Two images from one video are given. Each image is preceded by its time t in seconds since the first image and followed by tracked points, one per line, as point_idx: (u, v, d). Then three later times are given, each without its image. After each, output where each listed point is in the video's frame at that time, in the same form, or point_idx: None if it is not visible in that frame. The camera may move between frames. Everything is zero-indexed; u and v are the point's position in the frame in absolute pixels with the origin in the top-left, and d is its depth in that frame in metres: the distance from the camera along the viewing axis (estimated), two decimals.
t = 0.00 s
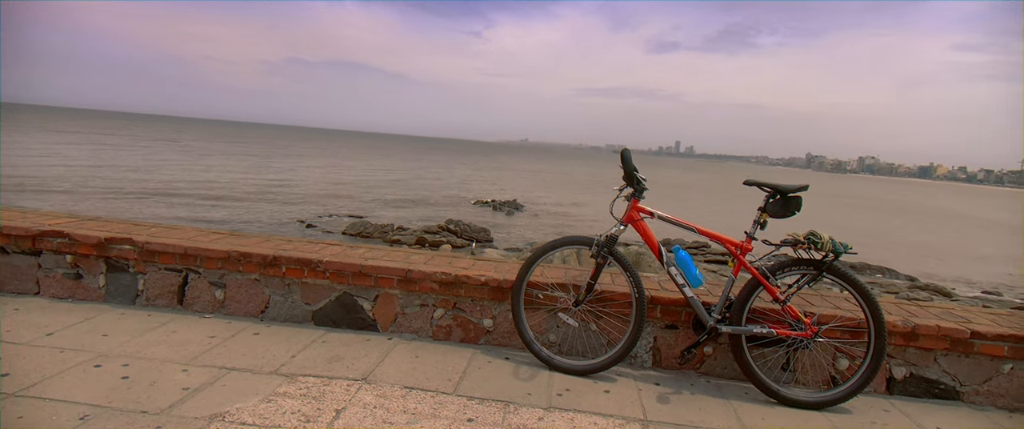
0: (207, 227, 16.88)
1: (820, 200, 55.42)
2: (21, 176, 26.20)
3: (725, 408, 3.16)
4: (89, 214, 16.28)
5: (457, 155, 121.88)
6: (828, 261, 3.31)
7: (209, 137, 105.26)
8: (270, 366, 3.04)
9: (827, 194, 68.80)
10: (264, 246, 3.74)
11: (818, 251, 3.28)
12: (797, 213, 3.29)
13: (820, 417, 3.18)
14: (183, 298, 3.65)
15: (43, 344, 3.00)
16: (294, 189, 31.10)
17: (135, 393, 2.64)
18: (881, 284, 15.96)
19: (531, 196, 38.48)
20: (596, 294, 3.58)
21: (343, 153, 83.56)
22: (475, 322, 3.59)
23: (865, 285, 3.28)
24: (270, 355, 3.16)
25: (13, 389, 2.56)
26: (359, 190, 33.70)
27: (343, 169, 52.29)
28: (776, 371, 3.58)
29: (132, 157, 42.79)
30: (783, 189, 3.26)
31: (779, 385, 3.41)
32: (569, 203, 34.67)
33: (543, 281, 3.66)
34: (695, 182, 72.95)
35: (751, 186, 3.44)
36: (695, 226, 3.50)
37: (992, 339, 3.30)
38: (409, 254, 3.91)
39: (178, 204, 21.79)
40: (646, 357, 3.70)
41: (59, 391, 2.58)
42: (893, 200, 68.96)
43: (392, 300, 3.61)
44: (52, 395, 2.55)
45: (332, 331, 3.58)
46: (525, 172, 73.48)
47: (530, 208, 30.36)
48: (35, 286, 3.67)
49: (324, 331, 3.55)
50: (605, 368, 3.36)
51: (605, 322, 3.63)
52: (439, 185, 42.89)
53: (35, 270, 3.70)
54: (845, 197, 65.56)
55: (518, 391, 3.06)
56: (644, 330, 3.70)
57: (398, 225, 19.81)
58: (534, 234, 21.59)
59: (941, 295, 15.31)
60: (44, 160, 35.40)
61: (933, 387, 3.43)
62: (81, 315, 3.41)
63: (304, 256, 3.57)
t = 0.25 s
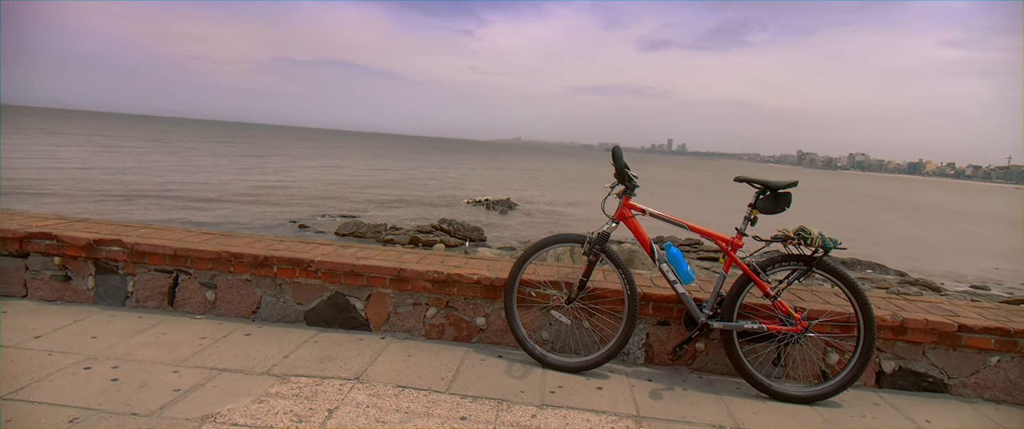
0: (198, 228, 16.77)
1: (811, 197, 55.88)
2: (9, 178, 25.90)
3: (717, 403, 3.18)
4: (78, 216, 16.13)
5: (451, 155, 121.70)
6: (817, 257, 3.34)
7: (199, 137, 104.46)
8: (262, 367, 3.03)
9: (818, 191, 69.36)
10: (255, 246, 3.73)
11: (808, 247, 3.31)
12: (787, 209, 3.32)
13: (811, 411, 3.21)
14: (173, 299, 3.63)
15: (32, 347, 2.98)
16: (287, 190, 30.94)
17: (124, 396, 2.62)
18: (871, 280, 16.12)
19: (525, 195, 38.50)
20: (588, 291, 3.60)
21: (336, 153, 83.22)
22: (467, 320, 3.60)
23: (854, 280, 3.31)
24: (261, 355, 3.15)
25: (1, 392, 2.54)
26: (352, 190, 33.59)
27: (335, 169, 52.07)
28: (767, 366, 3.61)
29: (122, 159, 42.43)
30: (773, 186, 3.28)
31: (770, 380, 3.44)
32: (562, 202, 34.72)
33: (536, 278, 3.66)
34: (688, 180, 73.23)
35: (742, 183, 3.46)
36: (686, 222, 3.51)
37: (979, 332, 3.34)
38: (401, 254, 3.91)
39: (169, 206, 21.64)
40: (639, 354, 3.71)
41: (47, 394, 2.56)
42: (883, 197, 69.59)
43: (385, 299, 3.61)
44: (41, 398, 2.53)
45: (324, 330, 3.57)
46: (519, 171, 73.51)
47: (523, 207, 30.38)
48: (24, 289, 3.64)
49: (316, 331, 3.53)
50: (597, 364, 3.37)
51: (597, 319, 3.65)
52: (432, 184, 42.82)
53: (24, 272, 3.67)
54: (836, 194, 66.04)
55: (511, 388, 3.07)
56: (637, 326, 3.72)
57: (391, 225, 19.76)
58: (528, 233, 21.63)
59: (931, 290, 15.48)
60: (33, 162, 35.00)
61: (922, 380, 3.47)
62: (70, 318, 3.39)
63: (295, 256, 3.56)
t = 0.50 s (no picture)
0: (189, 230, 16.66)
1: (802, 193, 56.27)
2: None
3: (710, 400, 3.19)
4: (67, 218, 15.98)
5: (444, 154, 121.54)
6: (809, 254, 3.36)
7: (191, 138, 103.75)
8: (255, 369, 3.01)
9: (810, 188, 69.84)
10: (247, 248, 3.71)
11: (800, 243, 3.33)
12: (779, 206, 3.33)
13: (803, 407, 3.23)
14: (164, 302, 3.61)
15: (21, 352, 2.95)
16: (279, 191, 30.81)
17: (115, 399, 2.60)
18: (862, 276, 16.24)
19: (518, 194, 38.52)
20: (582, 290, 3.60)
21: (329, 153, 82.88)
22: (462, 320, 3.59)
23: (846, 276, 3.33)
24: (254, 357, 3.13)
25: None
26: (346, 190, 33.48)
27: (328, 169, 51.86)
28: (760, 363, 3.62)
29: (112, 160, 42.07)
30: (765, 183, 3.30)
31: (763, 377, 3.46)
32: (556, 201, 34.78)
33: (529, 278, 3.67)
34: (681, 178, 73.48)
35: (734, 180, 3.48)
36: (679, 220, 3.53)
37: (968, 326, 3.38)
38: (395, 254, 3.90)
39: (160, 208, 21.49)
40: (633, 352, 3.72)
41: (37, 399, 2.54)
42: (874, 193, 70.16)
43: (379, 300, 3.60)
44: (30, 402, 2.50)
45: (317, 331, 3.55)
46: (513, 170, 73.52)
47: (517, 206, 30.39)
48: (13, 292, 3.61)
49: (309, 332, 3.52)
50: (591, 363, 3.38)
51: (591, 317, 3.65)
52: (426, 184, 42.77)
53: (13, 275, 3.64)
54: (828, 191, 66.49)
55: (505, 388, 3.07)
56: (631, 325, 3.73)
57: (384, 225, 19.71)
58: (522, 231, 21.65)
59: (921, 285, 15.63)
60: (21, 164, 34.63)
61: (912, 375, 3.50)
62: (59, 321, 3.36)
63: (287, 257, 3.54)
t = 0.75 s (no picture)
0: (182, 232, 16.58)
1: (797, 192, 56.53)
2: None
3: (705, 398, 3.21)
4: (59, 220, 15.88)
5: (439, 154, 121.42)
6: (802, 252, 3.38)
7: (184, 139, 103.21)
8: (249, 371, 3.00)
9: (805, 186, 70.15)
10: (241, 249, 3.69)
11: (793, 242, 3.35)
12: (772, 205, 3.35)
13: (797, 404, 3.25)
14: (158, 304, 3.59)
15: (13, 355, 2.93)
16: (274, 192, 30.70)
17: (108, 403, 2.58)
18: (856, 273, 16.32)
19: (514, 194, 38.56)
20: (577, 289, 3.61)
21: (324, 154, 82.61)
22: (457, 320, 3.60)
23: (839, 274, 3.35)
24: (249, 359, 3.12)
25: None
26: (340, 191, 33.40)
27: (323, 170, 51.72)
28: (754, 361, 3.64)
29: (105, 162, 41.83)
30: (758, 182, 3.31)
31: (758, 375, 3.47)
32: (551, 201, 34.83)
33: (525, 277, 3.67)
34: (676, 177, 73.69)
35: (727, 179, 3.49)
36: (673, 219, 3.53)
37: (960, 323, 3.40)
38: (389, 255, 3.89)
39: (154, 210, 21.41)
40: (628, 351, 3.73)
41: (29, 403, 2.52)
42: (867, 191, 70.63)
43: (374, 301, 3.59)
44: (23, 407, 2.49)
45: (312, 333, 3.55)
46: (508, 170, 73.55)
47: (512, 206, 30.41)
48: (5, 296, 3.59)
49: (304, 334, 3.51)
50: (586, 362, 3.39)
51: (586, 317, 3.66)
52: (421, 184, 42.73)
53: (5, 279, 3.62)
54: (821, 189, 66.88)
55: (501, 388, 3.07)
56: (626, 324, 3.74)
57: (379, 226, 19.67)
58: (517, 231, 21.67)
59: (914, 282, 15.75)
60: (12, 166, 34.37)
61: (905, 371, 3.53)
62: (52, 325, 3.34)
63: (281, 258, 3.53)
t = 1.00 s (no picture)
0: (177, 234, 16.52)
1: (792, 191, 56.69)
2: None
3: (701, 397, 3.22)
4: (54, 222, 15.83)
5: (435, 154, 121.34)
6: (798, 251, 3.39)
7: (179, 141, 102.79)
8: (245, 373, 2.99)
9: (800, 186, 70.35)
10: (236, 250, 3.68)
11: (789, 241, 3.36)
12: (767, 205, 3.36)
13: (793, 403, 3.26)
14: (153, 306, 3.57)
15: (6, 358, 2.91)
16: (269, 194, 30.60)
17: (104, 405, 2.57)
18: (851, 272, 16.38)
19: (510, 194, 38.56)
20: (573, 289, 3.61)
21: (320, 155, 82.41)
22: (453, 321, 3.59)
23: (833, 273, 3.37)
24: (245, 361, 3.12)
25: None
26: (336, 193, 33.32)
27: (319, 171, 51.60)
28: (750, 360, 3.65)
29: (100, 164, 41.62)
30: (754, 182, 3.32)
31: (753, 373, 3.49)
32: (547, 201, 34.86)
33: (521, 277, 3.67)
34: (672, 177, 73.83)
35: (723, 179, 3.50)
36: (669, 219, 3.54)
37: (954, 321, 3.42)
38: (385, 255, 3.89)
39: (149, 212, 21.31)
40: (624, 351, 3.74)
41: (22, 407, 2.51)
42: (862, 190, 70.92)
43: (370, 301, 3.59)
44: (15, 410, 2.47)
45: (308, 334, 3.54)
46: (504, 170, 73.53)
47: (509, 206, 30.43)
48: None
49: (301, 335, 3.51)
50: (583, 362, 3.39)
51: (583, 317, 3.66)
52: (417, 185, 42.70)
53: None
54: (817, 189, 67.13)
55: (498, 388, 3.08)
56: (622, 323, 3.75)
57: (375, 226, 19.64)
58: (514, 232, 21.66)
59: (908, 281, 15.84)
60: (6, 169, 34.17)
61: (900, 370, 3.55)
62: (46, 326, 3.32)
63: (277, 259, 3.52)
